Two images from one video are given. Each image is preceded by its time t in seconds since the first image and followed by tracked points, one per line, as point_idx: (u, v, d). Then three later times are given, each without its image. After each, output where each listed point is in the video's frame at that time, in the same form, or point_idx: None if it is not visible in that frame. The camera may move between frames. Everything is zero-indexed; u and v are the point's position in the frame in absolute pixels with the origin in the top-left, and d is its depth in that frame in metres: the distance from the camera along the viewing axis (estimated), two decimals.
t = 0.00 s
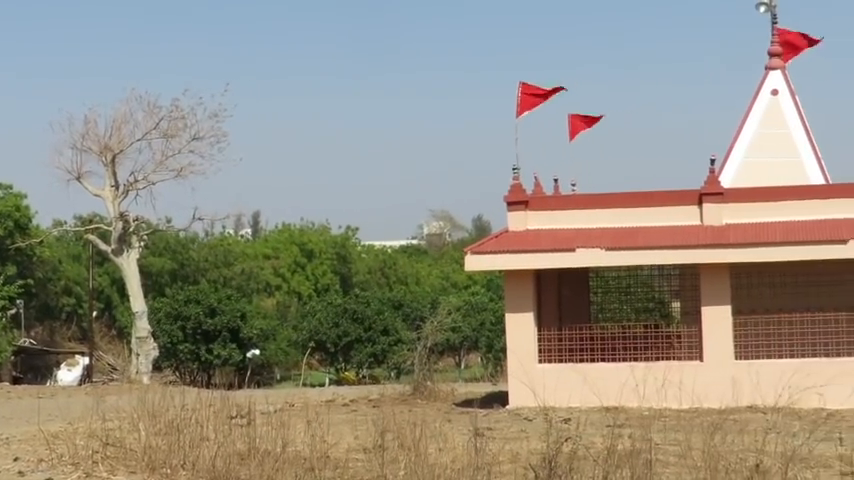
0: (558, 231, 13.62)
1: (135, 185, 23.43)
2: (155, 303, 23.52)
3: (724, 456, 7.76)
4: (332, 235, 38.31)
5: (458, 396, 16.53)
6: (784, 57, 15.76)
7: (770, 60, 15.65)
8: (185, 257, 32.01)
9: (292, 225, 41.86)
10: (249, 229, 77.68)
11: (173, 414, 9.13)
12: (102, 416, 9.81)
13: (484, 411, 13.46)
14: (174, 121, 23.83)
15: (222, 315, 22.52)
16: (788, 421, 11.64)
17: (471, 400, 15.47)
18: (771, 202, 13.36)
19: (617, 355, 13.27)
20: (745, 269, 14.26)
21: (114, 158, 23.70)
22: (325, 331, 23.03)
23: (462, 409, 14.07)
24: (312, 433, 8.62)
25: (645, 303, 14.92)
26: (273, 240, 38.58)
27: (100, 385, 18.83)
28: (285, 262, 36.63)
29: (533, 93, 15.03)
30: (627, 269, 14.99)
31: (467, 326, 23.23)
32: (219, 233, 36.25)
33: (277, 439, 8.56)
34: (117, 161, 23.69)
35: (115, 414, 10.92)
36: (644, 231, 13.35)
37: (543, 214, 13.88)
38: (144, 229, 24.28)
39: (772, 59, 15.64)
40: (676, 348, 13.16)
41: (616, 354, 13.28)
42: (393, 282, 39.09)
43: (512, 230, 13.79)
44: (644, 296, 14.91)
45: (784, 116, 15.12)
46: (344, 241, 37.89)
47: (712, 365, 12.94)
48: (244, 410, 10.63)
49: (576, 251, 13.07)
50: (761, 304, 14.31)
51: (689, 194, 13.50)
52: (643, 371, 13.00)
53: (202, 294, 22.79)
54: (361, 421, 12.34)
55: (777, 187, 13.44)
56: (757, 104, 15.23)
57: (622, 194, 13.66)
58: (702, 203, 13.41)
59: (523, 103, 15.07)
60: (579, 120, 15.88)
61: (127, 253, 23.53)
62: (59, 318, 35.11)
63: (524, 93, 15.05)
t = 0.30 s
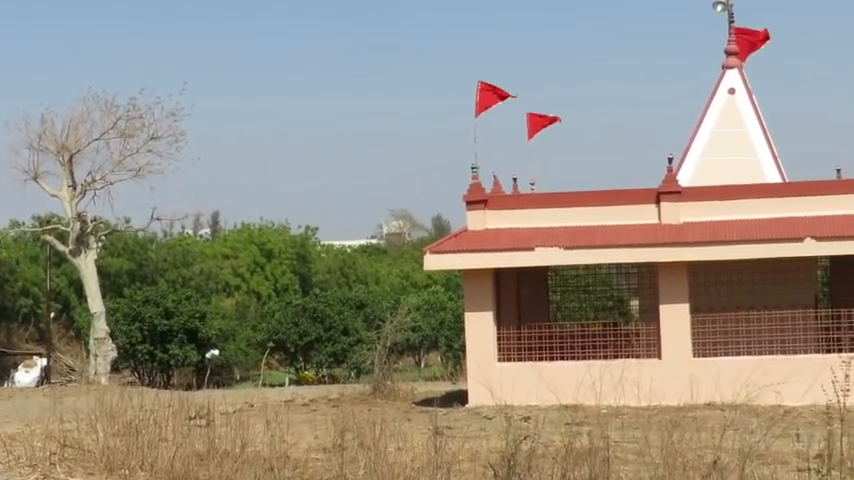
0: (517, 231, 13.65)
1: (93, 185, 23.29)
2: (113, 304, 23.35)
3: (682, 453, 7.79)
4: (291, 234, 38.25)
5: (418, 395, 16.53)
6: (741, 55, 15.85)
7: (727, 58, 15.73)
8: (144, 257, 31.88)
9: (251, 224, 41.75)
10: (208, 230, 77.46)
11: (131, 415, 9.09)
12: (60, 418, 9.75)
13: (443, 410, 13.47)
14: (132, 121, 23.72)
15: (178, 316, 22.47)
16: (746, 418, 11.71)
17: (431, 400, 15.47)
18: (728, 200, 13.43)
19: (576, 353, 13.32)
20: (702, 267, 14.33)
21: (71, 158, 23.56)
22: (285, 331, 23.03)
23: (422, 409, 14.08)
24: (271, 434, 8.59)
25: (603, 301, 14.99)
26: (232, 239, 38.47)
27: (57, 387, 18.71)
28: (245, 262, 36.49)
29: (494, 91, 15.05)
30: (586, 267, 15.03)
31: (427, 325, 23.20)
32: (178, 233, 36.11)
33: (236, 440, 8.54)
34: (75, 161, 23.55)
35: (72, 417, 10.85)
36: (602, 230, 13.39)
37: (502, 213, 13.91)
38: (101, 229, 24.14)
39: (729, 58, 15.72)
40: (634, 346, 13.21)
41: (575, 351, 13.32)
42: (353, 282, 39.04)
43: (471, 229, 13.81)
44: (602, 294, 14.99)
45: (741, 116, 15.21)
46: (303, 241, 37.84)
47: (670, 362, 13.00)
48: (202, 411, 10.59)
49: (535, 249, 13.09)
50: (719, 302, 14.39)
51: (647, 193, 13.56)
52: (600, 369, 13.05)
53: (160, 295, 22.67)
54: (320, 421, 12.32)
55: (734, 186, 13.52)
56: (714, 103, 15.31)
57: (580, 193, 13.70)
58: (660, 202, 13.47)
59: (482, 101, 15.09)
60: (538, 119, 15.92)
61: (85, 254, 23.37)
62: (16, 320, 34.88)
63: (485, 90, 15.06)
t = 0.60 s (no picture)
0: (479, 231, 13.65)
1: (52, 187, 23.15)
2: (73, 306, 23.19)
3: (643, 453, 7.81)
4: (253, 236, 38.18)
5: (381, 396, 16.51)
6: (701, 57, 15.90)
7: (687, 60, 15.78)
8: (104, 259, 31.72)
9: (213, 226, 41.63)
10: (170, 232, 77.22)
11: (92, 418, 9.05)
12: (21, 421, 9.70)
13: (405, 411, 13.47)
14: (92, 122, 23.59)
15: (139, 319, 22.44)
16: (706, 418, 11.77)
17: (393, 401, 15.45)
18: (689, 201, 13.49)
19: (538, 354, 13.35)
20: (664, 267, 14.39)
21: (31, 160, 23.41)
22: (246, 334, 23.01)
23: (384, 410, 14.08)
24: (232, 436, 8.57)
25: (565, 302, 15.05)
26: (194, 241, 38.35)
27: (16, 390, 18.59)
28: (206, 263, 36.38)
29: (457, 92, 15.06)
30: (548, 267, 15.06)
31: (389, 326, 23.17)
32: (139, 235, 35.97)
33: (197, 443, 8.52)
34: (34, 163, 23.40)
35: (31, 420, 10.79)
36: (564, 230, 13.42)
37: (463, 214, 13.91)
38: (61, 231, 23.99)
39: (689, 59, 15.77)
40: (596, 347, 13.24)
41: (536, 352, 13.35)
42: (315, 283, 38.97)
43: (433, 230, 13.82)
44: (564, 295, 15.04)
45: (702, 116, 15.26)
46: (265, 243, 37.77)
47: (631, 362, 13.04)
48: (164, 413, 10.55)
49: (497, 250, 13.11)
50: (680, 302, 14.44)
51: (608, 194, 13.59)
52: (561, 369, 13.08)
53: (120, 298, 22.60)
54: (281, 423, 12.29)
55: (695, 187, 13.58)
56: (674, 104, 15.33)
57: (542, 194, 13.72)
58: (621, 202, 13.52)
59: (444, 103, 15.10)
60: (500, 120, 15.94)
61: (45, 256, 23.21)
62: None
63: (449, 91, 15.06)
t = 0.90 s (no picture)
0: (446, 233, 13.65)
1: (18, 189, 23.01)
2: (39, 309, 23.04)
3: (611, 453, 7.84)
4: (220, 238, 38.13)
5: (348, 399, 16.48)
6: (667, 59, 15.96)
7: (654, 62, 15.84)
8: (71, 262, 31.58)
9: (179, 228, 41.51)
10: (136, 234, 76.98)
11: (57, 421, 9.01)
12: None
13: (373, 413, 13.46)
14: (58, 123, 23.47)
15: (107, 320, 22.33)
16: (674, 418, 11.81)
17: (360, 403, 15.42)
18: (655, 202, 13.53)
19: (506, 355, 13.36)
20: (630, 269, 14.43)
21: None
22: (213, 337, 22.83)
23: (352, 412, 14.05)
24: (199, 438, 8.54)
25: (534, 304, 15.09)
26: (160, 243, 38.23)
27: None
28: (174, 266, 36.26)
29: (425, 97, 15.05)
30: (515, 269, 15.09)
31: (357, 327, 23.16)
32: (105, 237, 35.81)
33: (163, 445, 8.48)
34: None
35: None
36: (531, 232, 13.44)
37: (431, 216, 13.90)
38: (27, 233, 23.84)
39: (655, 61, 15.83)
40: (564, 348, 13.25)
41: (505, 354, 13.36)
42: (283, 285, 38.89)
43: (400, 232, 13.81)
44: (533, 297, 15.07)
45: (668, 117, 15.32)
46: (233, 245, 37.70)
47: (598, 363, 13.07)
48: (129, 416, 10.49)
49: (465, 252, 13.12)
50: (647, 303, 14.49)
51: (575, 195, 13.62)
52: (528, 371, 13.09)
53: (87, 299, 22.47)
54: (249, 426, 12.26)
55: (661, 188, 13.62)
56: (641, 105, 15.38)
57: (509, 196, 13.73)
58: (588, 204, 13.54)
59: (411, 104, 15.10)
60: (467, 121, 15.95)
61: (10, 258, 23.06)
62: None
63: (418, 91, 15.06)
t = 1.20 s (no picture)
0: (408, 236, 13.66)
1: None
2: None
3: (572, 455, 7.89)
4: (181, 240, 38.09)
5: (311, 401, 16.46)
6: (629, 61, 16.03)
7: (615, 64, 15.89)
8: (32, 264, 31.55)
9: (141, 231, 41.38)
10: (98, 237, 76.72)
11: (18, 425, 8.98)
12: None
13: (335, 415, 13.46)
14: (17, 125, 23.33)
15: (68, 322, 22.23)
16: (635, 420, 11.86)
17: (322, 406, 15.41)
18: (617, 204, 13.58)
19: (468, 358, 13.41)
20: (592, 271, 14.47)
21: None
22: (176, 340, 22.66)
23: (314, 415, 14.04)
24: (161, 442, 8.53)
25: (496, 305, 15.29)
26: (121, 245, 38.11)
27: None
28: (135, 268, 36.14)
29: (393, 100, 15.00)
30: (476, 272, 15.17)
31: (319, 330, 23.11)
32: (66, 239, 35.66)
33: (125, 449, 8.46)
34: None
35: None
36: (493, 234, 13.47)
37: (393, 218, 13.90)
38: None
39: (617, 64, 15.89)
40: (526, 350, 13.30)
41: (467, 356, 13.41)
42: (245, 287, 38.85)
43: (362, 235, 13.80)
44: (495, 299, 15.26)
45: (629, 117, 15.37)
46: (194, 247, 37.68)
47: (559, 365, 13.09)
48: (90, 420, 10.46)
49: (427, 254, 13.13)
50: (608, 305, 14.57)
51: (537, 198, 13.66)
52: (489, 373, 13.11)
53: (47, 302, 22.33)
54: (211, 429, 12.22)
55: (623, 190, 13.67)
56: (602, 107, 15.43)
57: (472, 198, 13.75)
58: (550, 206, 13.58)
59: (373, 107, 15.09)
60: (429, 124, 15.96)
61: None
62: None
63: (388, 94, 15.01)
